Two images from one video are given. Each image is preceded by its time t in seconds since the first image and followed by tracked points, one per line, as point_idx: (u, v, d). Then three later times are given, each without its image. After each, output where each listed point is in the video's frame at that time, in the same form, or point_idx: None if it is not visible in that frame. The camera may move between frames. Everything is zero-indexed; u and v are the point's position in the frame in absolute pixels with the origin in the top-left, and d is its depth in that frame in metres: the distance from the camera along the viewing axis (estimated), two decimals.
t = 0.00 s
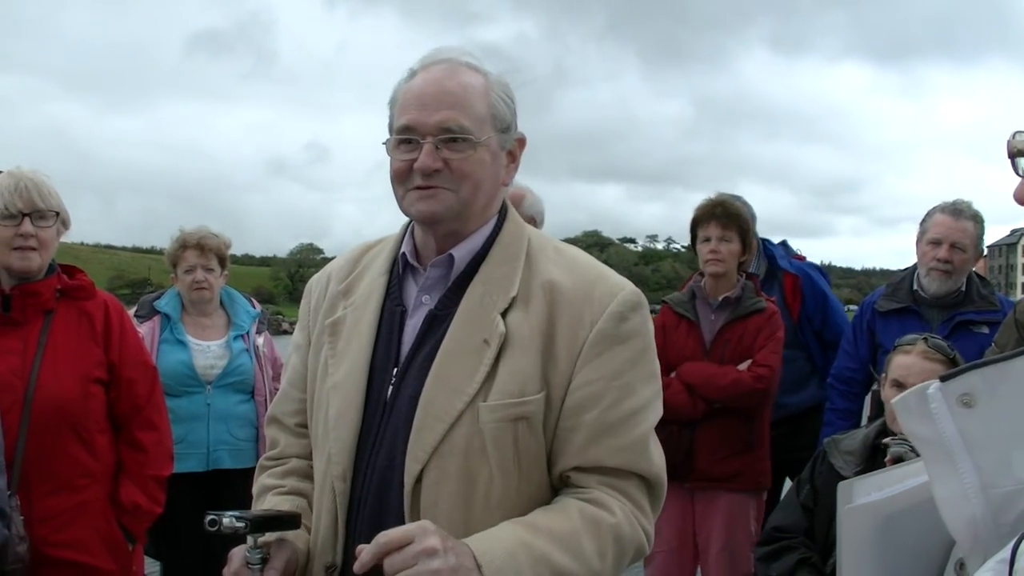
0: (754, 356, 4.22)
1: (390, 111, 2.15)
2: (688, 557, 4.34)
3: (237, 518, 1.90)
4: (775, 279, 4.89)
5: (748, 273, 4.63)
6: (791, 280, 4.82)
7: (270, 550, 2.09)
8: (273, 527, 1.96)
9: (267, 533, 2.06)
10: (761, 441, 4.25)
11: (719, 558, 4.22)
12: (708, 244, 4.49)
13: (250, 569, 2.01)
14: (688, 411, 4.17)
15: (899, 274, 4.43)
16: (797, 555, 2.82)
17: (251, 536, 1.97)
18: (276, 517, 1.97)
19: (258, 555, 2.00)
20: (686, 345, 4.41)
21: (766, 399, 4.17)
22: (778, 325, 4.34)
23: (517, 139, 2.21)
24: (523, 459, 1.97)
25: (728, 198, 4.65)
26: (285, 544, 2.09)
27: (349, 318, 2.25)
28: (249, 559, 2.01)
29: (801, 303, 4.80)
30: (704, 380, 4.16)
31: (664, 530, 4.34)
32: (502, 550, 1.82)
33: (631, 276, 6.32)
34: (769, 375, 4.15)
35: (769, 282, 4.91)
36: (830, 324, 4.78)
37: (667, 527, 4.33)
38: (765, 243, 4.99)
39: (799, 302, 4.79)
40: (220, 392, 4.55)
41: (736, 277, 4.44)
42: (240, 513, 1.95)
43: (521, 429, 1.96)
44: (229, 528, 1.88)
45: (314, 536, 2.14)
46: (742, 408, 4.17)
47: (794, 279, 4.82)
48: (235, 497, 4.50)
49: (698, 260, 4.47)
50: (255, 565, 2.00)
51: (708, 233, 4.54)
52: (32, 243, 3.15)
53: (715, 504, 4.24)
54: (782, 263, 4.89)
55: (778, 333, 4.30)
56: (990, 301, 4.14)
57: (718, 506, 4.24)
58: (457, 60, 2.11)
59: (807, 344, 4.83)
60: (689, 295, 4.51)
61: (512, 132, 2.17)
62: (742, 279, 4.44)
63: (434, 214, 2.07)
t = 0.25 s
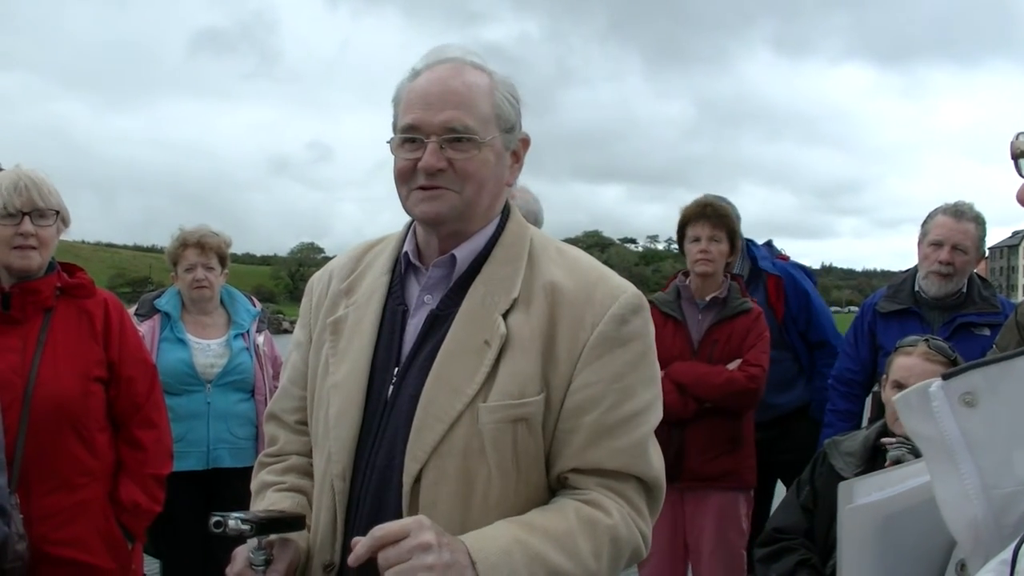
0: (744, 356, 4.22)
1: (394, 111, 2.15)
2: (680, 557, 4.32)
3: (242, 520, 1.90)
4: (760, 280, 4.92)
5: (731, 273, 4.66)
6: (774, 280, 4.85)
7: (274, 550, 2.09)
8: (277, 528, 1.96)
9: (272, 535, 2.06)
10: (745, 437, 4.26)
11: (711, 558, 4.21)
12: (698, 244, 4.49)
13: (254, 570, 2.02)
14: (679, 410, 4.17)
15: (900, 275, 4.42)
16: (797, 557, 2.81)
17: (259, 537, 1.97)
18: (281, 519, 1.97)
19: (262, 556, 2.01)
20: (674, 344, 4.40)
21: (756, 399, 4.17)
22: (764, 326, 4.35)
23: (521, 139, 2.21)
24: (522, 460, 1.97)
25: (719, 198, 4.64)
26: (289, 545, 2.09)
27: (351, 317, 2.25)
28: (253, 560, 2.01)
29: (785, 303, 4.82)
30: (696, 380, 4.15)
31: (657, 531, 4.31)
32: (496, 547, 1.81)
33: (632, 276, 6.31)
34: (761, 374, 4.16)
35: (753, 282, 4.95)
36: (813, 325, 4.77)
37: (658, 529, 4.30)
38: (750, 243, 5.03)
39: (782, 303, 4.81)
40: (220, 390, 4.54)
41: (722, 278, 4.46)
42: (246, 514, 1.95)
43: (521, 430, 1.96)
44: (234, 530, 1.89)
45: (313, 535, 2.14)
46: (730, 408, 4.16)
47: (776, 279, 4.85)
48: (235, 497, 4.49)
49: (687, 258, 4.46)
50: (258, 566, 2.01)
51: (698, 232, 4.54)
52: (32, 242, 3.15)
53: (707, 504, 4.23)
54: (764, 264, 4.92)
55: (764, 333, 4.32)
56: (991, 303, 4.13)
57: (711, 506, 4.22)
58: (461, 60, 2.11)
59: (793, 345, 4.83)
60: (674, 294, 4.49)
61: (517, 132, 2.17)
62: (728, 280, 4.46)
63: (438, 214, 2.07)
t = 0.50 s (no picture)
0: (739, 353, 4.22)
1: (393, 112, 2.14)
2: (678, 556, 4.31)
3: (245, 524, 1.90)
4: (753, 276, 4.89)
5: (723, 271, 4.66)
6: (769, 278, 4.84)
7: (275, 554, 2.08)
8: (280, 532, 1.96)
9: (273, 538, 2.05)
10: (740, 435, 4.25)
11: (710, 557, 4.20)
12: (690, 243, 4.46)
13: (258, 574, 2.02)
14: (676, 408, 4.16)
15: (902, 274, 4.41)
16: (798, 556, 2.81)
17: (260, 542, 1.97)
18: (283, 522, 1.97)
19: (264, 560, 2.00)
20: (669, 343, 4.40)
21: (751, 397, 4.17)
22: (756, 324, 4.35)
23: (520, 140, 2.21)
24: (524, 463, 1.97)
25: (711, 196, 4.63)
26: (290, 548, 2.10)
27: (350, 319, 2.24)
28: (256, 564, 2.01)
29: (779, 301, 4.81)
30: (692, 378, 4.15)
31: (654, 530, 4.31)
32: (501, 550, 1.81)
33: (633, 275, 6.30)
34: (757, 371, 4.17)
35: (747, 279, 4.91)
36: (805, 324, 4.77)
37: (656, 529, 4.29)
38: (745, 241, 5.01)
39: (776, 301, 4.80)
40: (221, 391, 4.54)
41: (714, 276, 4.45)
42: (249, 518, 1.95)
43: (523, 434, 1.95)
44: (237, 534, 1.89)
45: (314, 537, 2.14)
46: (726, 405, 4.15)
47: (771, 277, 4.84)
48: (236, 499, 4.49)
49: (679, 258, 4.46)
50: (261, 570, 2.00)
51: (690, 231, 4.53)
52: (33, 245, 3.15)
53: (704, 502, 4.22)
54: (759, 261, 4.89)
55: (758, 331, 4.32)
56: (993, 301, 4.12)
57: (710, 504, 4.22)
58: (460, 61, 2.10)
59: (787, 342, 4.84)
60: (667, 294, 4.48)
61: (516, 133, 2.16)
62: (719, 279, 4.46)
63: (437, 216, 2.06)
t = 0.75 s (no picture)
0: (738, 351, 4.22)
1: (395, 110, 2.14)
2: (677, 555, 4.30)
3: (243, 525, 1.90)
4: (751, 274, 4.90)
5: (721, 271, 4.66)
6: (767, 276, 4.84)
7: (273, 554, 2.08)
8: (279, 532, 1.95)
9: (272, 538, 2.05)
10: (742, 435, 4.25)
11: (709, 556, 4.20)
12: (688, 244, 4.46)
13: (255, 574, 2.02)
14: (675, 407, 4.16)
15: (902, 274, 4.41)
16: (798, 556, 2.81)
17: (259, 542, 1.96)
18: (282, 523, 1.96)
19: (262, 560, 2.01)
20: (668, 342, 4.39)
21: (751, 394, 4.17)
22: (756, 323, 4.35)
23: (523, 139, 2.21)
24: (524, 464, 1.96)
25: (707, 196, 4.63)
26: (289, 548, 2.09)
27: (349, 317, 2.24)
28: (253, 564, 2.01)
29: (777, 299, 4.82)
30: (691, 376, 4.14)
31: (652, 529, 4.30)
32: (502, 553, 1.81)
33: (634, 275, 6.30)
34: (756, 369, 4.17)
35: (745, 277, 4.92)
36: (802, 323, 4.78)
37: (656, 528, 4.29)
38: (742, 239, 5.00)
39: (774, 299, 4.81)
40: (221, 390, 4.54)
41: (713, 276, 4.45)
42: (248, 518, 1.95)
43: (523, 435, 1.95)
44: (236, 534, 1.88)
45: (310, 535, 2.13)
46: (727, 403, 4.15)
47: (769, 275, 4.84)
48: (235, 498, 4.48)
49: (678, 259, 4.45)
50: (259, 571, 2.01)
51: (688, 232, 4.52)
52: (34, 242, 3.15)
53: (703, 502, 4.22)
54: (758, 259, 4.89)
55: (758, 329, 4.32)
56: (994, 302, 4.11)
57: (710, 503, 4.21)
58: (462, 59, 2.10)
59: (783, 341, 4.83)
60: (667, 294, 4.49)
61: (518, 132, 2.16)
62: (719, 278, 4.46)
63: (439, 214, 2.06)
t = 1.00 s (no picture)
0: (740, 351, 4.22)
1: (398, 104, 2.14)
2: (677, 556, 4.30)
3: (255, 518, 1.90)
4: (745, 273, 4.91)
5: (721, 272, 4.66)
6: (761, 274, 4.85)
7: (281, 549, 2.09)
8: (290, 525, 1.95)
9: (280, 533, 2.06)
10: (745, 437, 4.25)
11: (709, 556, 4.20)
12: (690, 245, 4.45)
13: (263, 568, 2.03)
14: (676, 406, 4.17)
15: (903, 276, 4.41)
16: (797, 556, 2.80)
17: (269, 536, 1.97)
18: (293, 516, 1.97)
19: (271, 553, 2.03)
20: (670, 341, 4.40)
21: (753, 393, 4.17)
22: (759, 323, 4.35)
23: (526, 135, 2.21)
24: (525, 459, 1.96)
25: (707, 196, 4.61)
26: (297, 543, 2.10)
27: (349, 310, 2.24)
28: (262, 558, 2.03)
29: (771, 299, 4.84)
30: (693, 375, 4.14)
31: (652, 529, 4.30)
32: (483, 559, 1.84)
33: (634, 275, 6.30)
34: (757, 368, 4.16)
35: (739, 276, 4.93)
36: (795, 322, 4.78)
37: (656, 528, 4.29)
38: (736, 239, 5.02)
39: (768, 298, 4.82)
40: (221, 386, 4.55)
41: (715, 277, 4.44)
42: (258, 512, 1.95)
43: (525, 430, 1.95)
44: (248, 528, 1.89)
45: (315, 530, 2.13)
46: (729, 403, 4.15)
47: (763, 273, 4.86)
48: (235, 494, 4.48)
49: (680, 261, 4.44)
50: (268, 564, 2.03)
51: (690, 233, 4.51)
52: (36, 236, 3.15)
53: (703, 504, 4.21)
54: (752, 258, 4.90)
55: (760, 329, 4.32)
56: (996, 304, 4.11)
57: (710, 503, 4.21)
58: (467, 53, 2.10)
59: (776, 341, 4.84)
60: (669, 294, 4.49)
61: (522, 128, 2.16)
62: (722, 279, 4.45)
63: (442, 210, 2.06)
